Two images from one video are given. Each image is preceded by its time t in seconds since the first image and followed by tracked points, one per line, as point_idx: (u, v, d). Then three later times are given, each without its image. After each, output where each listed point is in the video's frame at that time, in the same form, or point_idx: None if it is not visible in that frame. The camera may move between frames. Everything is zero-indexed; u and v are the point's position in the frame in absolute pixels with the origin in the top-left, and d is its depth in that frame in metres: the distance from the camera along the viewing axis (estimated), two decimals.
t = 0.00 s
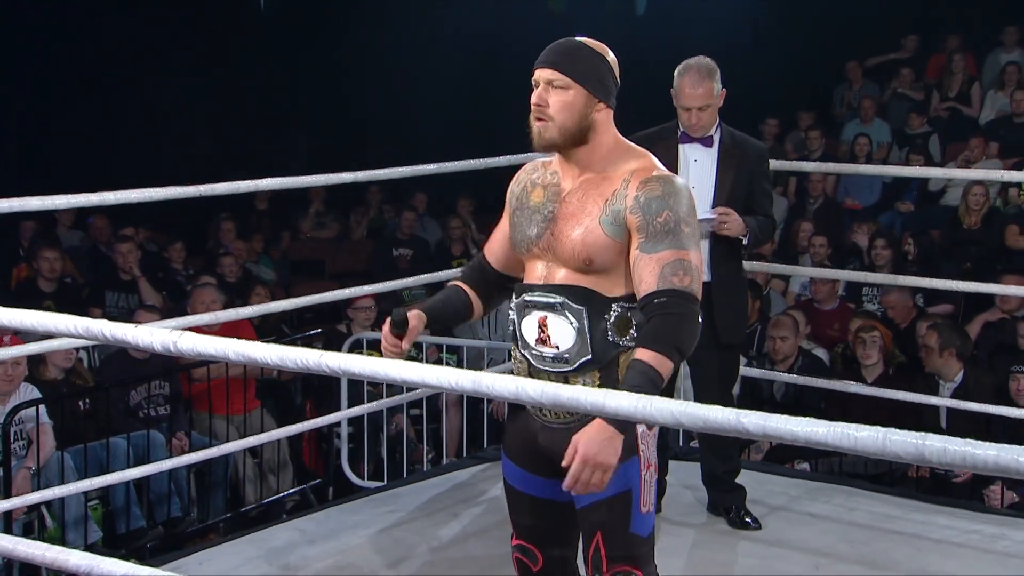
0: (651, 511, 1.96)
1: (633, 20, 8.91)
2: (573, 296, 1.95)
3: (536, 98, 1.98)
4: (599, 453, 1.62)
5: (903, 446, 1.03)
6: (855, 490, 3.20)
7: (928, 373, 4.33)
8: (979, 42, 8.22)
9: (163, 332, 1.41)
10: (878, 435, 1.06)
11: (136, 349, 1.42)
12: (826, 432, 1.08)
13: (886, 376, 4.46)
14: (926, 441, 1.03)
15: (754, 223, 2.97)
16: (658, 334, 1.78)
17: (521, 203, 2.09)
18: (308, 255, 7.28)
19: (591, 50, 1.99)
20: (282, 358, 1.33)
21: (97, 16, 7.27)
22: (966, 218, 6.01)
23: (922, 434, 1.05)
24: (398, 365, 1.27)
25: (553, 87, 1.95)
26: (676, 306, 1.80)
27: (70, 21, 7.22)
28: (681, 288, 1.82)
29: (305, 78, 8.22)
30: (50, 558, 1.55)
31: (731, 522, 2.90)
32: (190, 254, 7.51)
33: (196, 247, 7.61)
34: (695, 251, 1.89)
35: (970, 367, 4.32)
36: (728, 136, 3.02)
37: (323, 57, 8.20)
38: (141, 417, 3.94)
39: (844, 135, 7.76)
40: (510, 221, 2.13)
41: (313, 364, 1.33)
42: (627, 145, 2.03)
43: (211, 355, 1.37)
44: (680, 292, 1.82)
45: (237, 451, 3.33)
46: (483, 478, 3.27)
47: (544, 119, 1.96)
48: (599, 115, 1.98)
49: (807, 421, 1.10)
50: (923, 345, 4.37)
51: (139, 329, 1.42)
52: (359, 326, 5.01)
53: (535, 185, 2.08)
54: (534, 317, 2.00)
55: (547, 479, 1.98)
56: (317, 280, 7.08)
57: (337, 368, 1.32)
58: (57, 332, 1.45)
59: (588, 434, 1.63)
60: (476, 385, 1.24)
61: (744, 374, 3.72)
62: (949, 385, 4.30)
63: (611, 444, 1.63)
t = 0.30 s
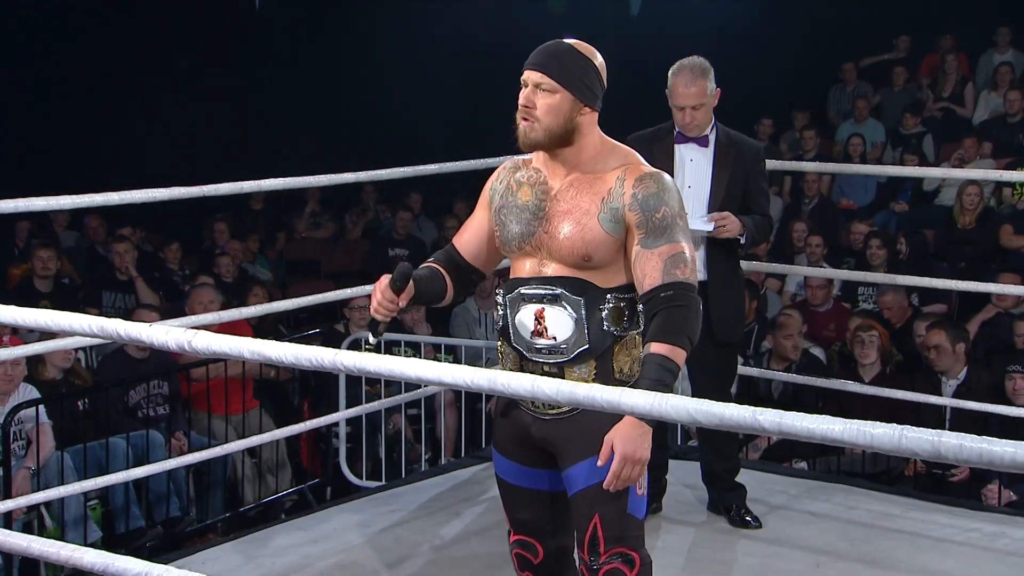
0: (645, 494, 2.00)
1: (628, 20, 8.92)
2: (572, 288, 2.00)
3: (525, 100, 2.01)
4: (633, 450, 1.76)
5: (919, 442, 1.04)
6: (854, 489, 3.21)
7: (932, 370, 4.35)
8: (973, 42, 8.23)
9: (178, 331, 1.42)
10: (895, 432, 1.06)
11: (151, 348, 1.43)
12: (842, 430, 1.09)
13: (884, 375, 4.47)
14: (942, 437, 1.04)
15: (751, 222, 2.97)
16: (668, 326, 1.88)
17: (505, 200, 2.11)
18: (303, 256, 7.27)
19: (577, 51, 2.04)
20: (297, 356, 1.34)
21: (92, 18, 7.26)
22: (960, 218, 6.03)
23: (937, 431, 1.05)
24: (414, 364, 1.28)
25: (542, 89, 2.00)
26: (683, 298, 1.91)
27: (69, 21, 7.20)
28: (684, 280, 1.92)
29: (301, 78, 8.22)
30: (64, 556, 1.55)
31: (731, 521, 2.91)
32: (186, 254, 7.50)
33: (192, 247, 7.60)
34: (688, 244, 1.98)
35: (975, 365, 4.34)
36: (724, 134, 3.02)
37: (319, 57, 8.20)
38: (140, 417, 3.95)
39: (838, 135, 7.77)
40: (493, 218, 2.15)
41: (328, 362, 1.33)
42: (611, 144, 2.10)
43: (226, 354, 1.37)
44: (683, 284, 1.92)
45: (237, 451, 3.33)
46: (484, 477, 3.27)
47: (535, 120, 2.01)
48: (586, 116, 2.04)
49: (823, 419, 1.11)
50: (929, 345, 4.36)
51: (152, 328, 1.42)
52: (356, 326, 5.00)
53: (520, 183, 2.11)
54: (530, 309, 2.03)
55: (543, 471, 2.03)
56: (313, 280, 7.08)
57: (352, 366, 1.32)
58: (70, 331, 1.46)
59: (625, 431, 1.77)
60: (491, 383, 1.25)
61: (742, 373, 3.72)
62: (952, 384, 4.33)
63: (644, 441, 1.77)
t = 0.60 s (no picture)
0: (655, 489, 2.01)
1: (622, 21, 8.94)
2: (579, 287, 2.00)
3: (519, 105, 2.00)
4: (627, 437, 1.76)
5: (936, 440, 1.04)
6: (854, 488, 3.21)
7: (933, 369, 4.37)
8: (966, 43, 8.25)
9: (191, 330, 1.42)
10: (910, 429, 1.06)
11: (164, 347, 1.43)
12: (857, 428, 1.09)
13: (883, 373, 4.48)
14: (959, 436, 1.03)
15: (751, 223, 2.97)
16: (667, 316, 1.86)
17: (504, 204, 2.11)
18: (299, 256, 7.27)
19: (567, 51, 2.03)
20: (312, 356, 1.34)
21: (90, 18, 7.26)
22: (954, 219, 5.97)
23: (952, 429, 1.05)
24: (428, 363, 1.28)
25: (534, 93, 1.99)
26: (683, 291, 1.89)
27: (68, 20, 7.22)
28: (683, 272, 1.91)
29: (299, 78, 8.22)
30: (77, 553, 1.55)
31: (732, 519, 2.91)
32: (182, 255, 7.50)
33: (189, 247, 7.60)
34: (687, 237, 1.97)
35: (974, 364, 4.37)
36: (724, 134, 3.02)
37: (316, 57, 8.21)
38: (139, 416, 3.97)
39: (833, 134, 7.77)
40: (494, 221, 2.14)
41: (342, 362, 1.33)
42: (607, 142, 2.09)
43: (240, 352, 1.38)
44: (683, 277, 1.91)
45: (237, 451, 3.33)
46: (485, 476, 3.28)
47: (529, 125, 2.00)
48: (580, 115, 2.03)
49: (838, 417, 1.11)
50: (931, 344, 4.40)
51: (166, 327, 1.43)
52: (354, 326, 5.01)
53: (519, 185, 2.11)
54: (539, 310, 2.01)
55: (554, 467, 2.02)
56: (310, 280, 7.09)
57: (367, 365, 1.32)
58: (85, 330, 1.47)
59: (619, 423, 1.77)
60: (506, 382, 1.25)
61: (742, 372, 3.72)
62: (952, 382, 4.36)
63: (639, 428, 1.77)
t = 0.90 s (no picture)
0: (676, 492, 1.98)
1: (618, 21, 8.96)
2: (597, 287, 1.97)
3: (539, 106, 1.99)
4: (640, 432, 1.74)
5: (950, 438, 1.05)
6: (854, 487, 3.22)
7: (928, 368, 4.37)
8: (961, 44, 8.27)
9: (205, 330, 1.41)
10: (925, 427, 1.07)
11: (179, 347, 1.43)
12: (872, 426, 1.09)
13: (880, 372, 4.48)
14: (973, 433, 1.04)
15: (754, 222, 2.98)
16: (685, 311, 1.83)
17: (525, 202, 2.09)
18: (296, 256, 7.28)
19: (583, 52, 2.01)
20: (327, 355, 1.33)
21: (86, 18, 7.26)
22: (950, 218, 6.04)
23: (967, 428, 1.06)
24: (443, 362, 1.28)
25: (552, 94, 1.97)
26: (701, 286, 1.86)
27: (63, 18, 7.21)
28: (701, 268, 1.88)
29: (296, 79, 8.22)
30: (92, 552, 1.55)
31: (733, 519, 2.92)
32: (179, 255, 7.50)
33: (186, 247, 7.61)
34: (708, 232, 1.95)
35: (972, 363, 4.37)
36: (725, 135, 3.02)
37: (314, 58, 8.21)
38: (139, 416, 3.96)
39: (828, 135, 7.79)
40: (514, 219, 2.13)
41: (356, 361, 1.32)
42: (627, 141, 2.08)
43: (255, 352, 1.38)
44: (702, 272, 1.88)
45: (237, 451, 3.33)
46: (487, 474, 3.29)
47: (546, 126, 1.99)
48: (599, 114, 2.02)
49: (852, 415, 1.11)
50: (924, 342, 4.41)
51: (181, 327, 1.43)
52: (353, 326, 5.01)
53: (540, 183, 2.09)
54: (557, 311, 2.00)
55: (571, 469, 2.01)
56: (306, 279, 7.09)
57: (381, 365, 1.31)
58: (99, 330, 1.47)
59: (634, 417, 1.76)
60: (521, 381, 1.25)
61: (743, 372, 3.72)
62: (949, 381, 4.35)
63: (652, 423, 1.75)
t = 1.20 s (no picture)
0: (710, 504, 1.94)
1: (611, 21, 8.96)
2: (639, 291, 1.92)
3: (584, 103, 1.93)
4: (667, 428, 1.65)
5: (958, 435, 1.06)
6: (851, 486, 3.22)
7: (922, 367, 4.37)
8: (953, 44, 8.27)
9: (214, 330, 1.42)
10: (933, 425, 1.08)
11: (187, 346, 1.43)
12: (881, 424, 1.10)
13: (874, 371, 4.48)
14: (982, 431, 1.05)
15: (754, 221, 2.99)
16: (725, 313, 1.75)
17: (564, 199, 2.04)
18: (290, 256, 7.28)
19: (629, 47, 1.95)
20: (335, 354, 1.33)
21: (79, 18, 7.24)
22: (942, 218, 6.02)
23: (975, 425, 1.07)
24: (452, 361, 1.28)
25: (597, 90, 1.91)
26: (741, 288, 1.78)
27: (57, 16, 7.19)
28: (743, 269, 1.81)
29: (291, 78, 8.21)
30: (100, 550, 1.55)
31: (730, 517, 2.92)
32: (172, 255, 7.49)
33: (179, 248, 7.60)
34: (751, 233, 1.88)
35: (966, 363, 4.36)
36: (724, 135, 3.03)
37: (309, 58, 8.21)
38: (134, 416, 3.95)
39: (821, 134, 7.79)
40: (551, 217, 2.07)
41: (365, 360, 1.32)
42: (669, 140, 2.02)
43: (263, 352, 1.37)
44: (743, 274, 1.80)
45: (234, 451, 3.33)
46: (484, 473, 3.30)
47: (591, 122, 1.93)
48: (643, 112, 1.97)
49: (860, 413, 1.12)
50: (919, 342, 4.41)
51: (190, 327, 1.43)
52: (349, 326, 5.00)
53: (580, 181, 2.04)
54: (595, 314, 1.95)
55: (604, 478, 1.93)
56: (299, 279, 7.09)
57: (390, 364, 1.32)
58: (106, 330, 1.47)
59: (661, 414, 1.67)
60: (529, 379, 1.25)
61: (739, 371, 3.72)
62: (943, 381, 4.32)
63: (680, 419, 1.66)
